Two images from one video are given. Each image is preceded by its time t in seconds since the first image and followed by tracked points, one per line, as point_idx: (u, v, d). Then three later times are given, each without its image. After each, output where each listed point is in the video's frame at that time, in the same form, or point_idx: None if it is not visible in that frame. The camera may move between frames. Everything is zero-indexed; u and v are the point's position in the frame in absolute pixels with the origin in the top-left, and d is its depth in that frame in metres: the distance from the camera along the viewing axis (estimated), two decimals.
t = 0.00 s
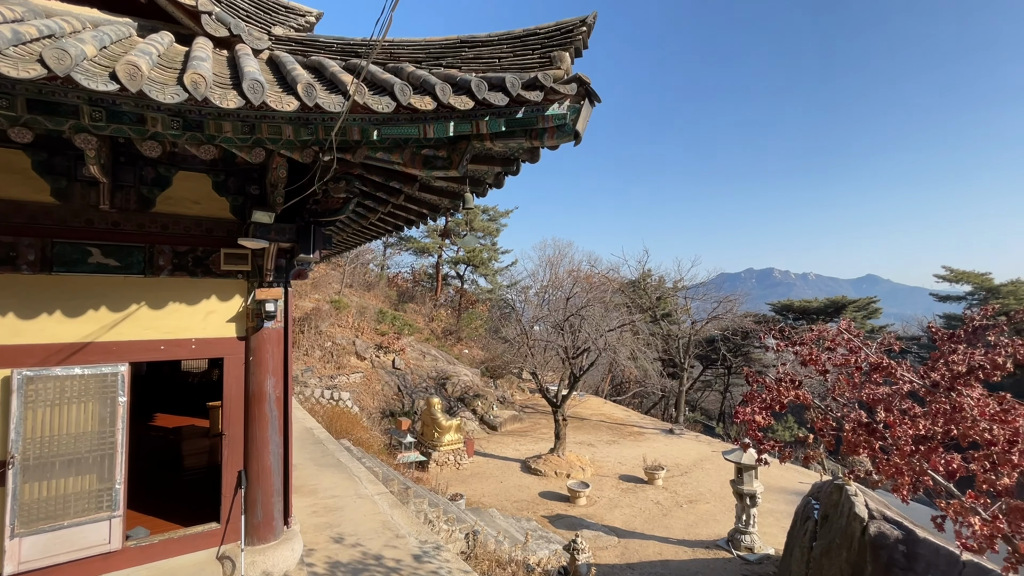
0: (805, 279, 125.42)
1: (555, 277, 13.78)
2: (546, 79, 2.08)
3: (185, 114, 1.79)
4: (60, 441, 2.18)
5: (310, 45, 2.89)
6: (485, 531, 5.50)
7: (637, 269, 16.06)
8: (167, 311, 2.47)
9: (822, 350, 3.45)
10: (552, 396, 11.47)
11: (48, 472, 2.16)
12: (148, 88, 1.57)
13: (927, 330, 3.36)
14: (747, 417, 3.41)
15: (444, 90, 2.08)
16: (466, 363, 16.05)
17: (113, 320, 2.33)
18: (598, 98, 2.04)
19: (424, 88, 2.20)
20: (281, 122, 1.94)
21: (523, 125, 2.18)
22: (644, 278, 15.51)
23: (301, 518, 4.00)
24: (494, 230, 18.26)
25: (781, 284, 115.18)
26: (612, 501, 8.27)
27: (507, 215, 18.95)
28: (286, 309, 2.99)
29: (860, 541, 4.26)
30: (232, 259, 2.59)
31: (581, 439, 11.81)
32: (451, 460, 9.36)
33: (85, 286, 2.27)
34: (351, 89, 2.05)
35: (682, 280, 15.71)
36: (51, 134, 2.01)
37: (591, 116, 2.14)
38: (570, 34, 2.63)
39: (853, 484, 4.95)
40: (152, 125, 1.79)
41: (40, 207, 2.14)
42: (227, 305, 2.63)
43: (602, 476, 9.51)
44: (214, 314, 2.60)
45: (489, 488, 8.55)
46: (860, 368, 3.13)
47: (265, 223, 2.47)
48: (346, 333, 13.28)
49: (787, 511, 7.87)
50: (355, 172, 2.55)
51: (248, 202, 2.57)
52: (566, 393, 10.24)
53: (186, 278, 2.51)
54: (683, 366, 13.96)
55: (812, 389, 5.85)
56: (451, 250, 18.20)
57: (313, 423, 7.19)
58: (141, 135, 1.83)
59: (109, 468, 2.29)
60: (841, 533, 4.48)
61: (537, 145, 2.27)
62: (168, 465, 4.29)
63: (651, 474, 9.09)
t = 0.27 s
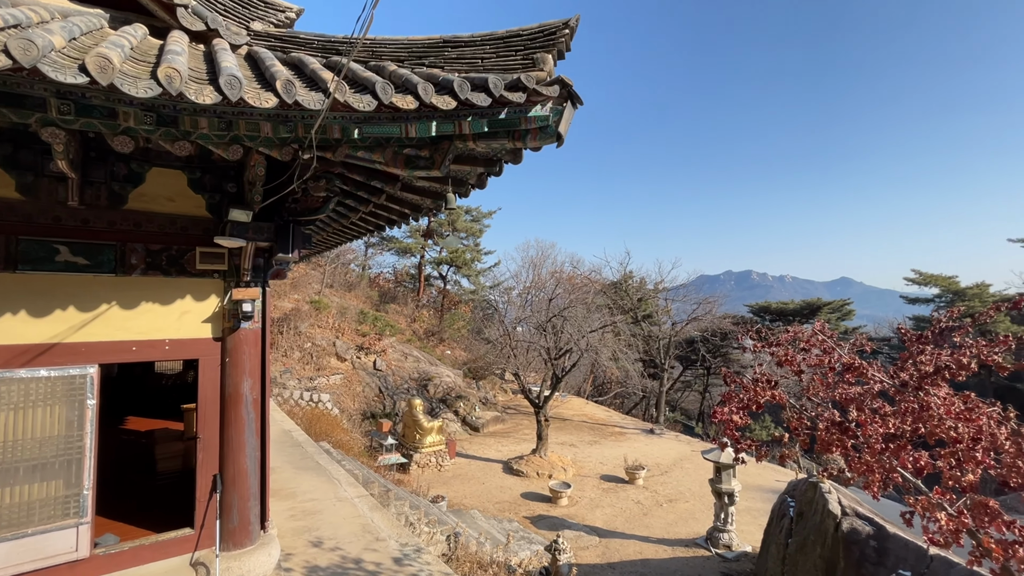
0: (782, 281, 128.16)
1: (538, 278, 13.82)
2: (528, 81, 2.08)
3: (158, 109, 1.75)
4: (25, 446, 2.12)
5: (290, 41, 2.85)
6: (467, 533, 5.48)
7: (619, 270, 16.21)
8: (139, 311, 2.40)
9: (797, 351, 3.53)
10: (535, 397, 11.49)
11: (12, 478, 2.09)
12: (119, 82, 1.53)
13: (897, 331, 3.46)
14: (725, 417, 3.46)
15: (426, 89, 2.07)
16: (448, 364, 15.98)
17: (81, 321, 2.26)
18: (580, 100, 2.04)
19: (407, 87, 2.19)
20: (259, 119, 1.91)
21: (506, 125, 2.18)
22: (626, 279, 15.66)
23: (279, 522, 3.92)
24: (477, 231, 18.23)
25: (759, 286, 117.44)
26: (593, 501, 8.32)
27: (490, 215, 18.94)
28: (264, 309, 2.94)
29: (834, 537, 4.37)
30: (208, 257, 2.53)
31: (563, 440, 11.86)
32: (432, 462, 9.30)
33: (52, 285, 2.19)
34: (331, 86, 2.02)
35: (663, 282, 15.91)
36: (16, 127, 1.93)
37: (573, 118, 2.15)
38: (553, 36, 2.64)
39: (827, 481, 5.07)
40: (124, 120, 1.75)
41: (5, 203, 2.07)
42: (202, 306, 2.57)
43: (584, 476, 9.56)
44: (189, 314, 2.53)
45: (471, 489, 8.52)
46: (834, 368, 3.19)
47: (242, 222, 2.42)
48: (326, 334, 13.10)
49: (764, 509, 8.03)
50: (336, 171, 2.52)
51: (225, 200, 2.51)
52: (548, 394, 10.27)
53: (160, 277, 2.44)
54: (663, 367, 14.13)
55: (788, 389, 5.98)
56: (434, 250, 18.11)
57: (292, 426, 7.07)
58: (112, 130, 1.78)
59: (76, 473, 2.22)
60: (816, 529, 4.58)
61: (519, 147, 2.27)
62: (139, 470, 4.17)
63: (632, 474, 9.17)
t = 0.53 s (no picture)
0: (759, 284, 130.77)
1: (520, 279, 13.84)
2: (510, 82, 2.09)
3: (130, 104, 1.70)
4: None
5: (268, 37, 2.80)
6: (447, 535, 5.45)
7: (601, 272, 16.34)
8: (109, 311, 2.33)
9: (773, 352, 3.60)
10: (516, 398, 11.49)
11: None
12: (88, 75, 1.48)
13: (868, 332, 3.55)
14: (702, 417, 3.51)
15: (407, 89, 2.06)
16: (430, 366, 15.88)
17: (47, 321, 2.18)
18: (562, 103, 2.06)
19: (388, 86, 2.17)
20: (236, 116, 1.87)
21: (488, 127, 2.18)
22: (607, 281, 15.79)
23: (255, 527, 3.85)
24: (460, 231, 18.18)
25: (737, 288, 119.60)
26: (574, 502, 8.35)
27: (473, 216, 18.90)
28: (240, 309, 2.88)
29: (808, 534, 4.47)
30: (181, 256, 2.46)
31: (545, 441, 11.89)
32: (413, 464, 9.23)
33: (15, 284, 2.12)
34: (310, 84, 2.00)
35: (643, 283, 16.09)
36: None
37: (555, 120, 2.16)
38: (534, 38, 2.66)
39: (801, 479, 5.18)
40: (94, 113, 1.70)
41: None
42: (175, 306, 2.50)
43: (565, 477, 9.60)
44: (162, 314, 2.47)
45: (453, 491, 8.48)
46: (807, 369, 3.26)
47: (218, 220, 2.37)
48: (305, 335, 12.89)
49: (741, 507, 8.17)
50: (315, 169, 2.49)
51: (200, 198, 2.45)
52: (530, 395, 10.29)
53: (131, 276, 2.37)
54: (644, 367, 14.28)
55: (764, 389, 6.10)
56: (415, 251, 17.99)
57: (269, 428, 6.95)
58: (80, 124, 1.73)
59: (40, 479, 2.14)
60: (790, 526, 4.68)
61: (501, 148, 2.27)
62: (108, 475, 4.04)
63: (612, 473, 9.24)
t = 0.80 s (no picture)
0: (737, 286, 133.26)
1: (502, 280, 13.84)
2: (492, 83, 2.09)
3: (98, 97, 1.65)
4: None
5: (245, 32, 2.75)
6: (427, 538, 5.41)
7: (582, 273, 16.44)
8: (76, 311, 2.25)
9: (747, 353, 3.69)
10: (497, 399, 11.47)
11: None
12: (54, 67, 1.43)
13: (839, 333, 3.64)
14: (680, 417, 3.56)
15: (387, 87, 2.04)
16: (411, 367, 15.76)
17: (9, 322, 2.10)
18: (543, 105, 2.07)
19: (368, 85, 2.15)
20: (210, 111, 1.83)
21: (469, 127, 2.18)
22: (588, 282, 15.90)
23: (229, 532, 3.76)
24: (441, 232, 18.08)
25: (715, 290, 121.73)
26: (555, 502, 8.38)
27: (454, 216, 18.84)
28: (215, 309, 2.81)
29: (782, 531, 4.52)
30: (153, 255, 2.39)
31: (526, 441, 11.90)
32: (393, 466, 9.14)
33: None
34: (288, 80, 1.96)
35: (624, 285, 16.25)
36: None
37: (536, 122, 2.17)
38: (516, 39, 2.66)
39: (775, 478, 5.29)
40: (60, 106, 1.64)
41: None
42: (146, 306, 2.43)
43: (546, 477, 9.62)
44: (132, 314, 2.40)
45: (433, 493, 8.42)
46: (781, 369, 3.34)
47: (192, 218, 2.31)
48: (283, 336, 12.66)
49: (718, 505, 8.31)
50: (293, 167, 2.45)
51: (173, 194, 2.39)
52: (511, 396, 10.29)
53: (99, 275, 2.30)
54: (624, 368, 14.42)
55: (741, 389, 6.20)
56: (396, 251, 17.84)
57: (244, 431, 6.80)
58: (45, 117, 1.67)
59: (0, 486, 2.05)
60: (765, 523, 4.74)
61: (483, 149, 2.27)
62: (74, 481, 3.90)
63: (592, 474, 9.30)
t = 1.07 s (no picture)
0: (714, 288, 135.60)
1: (484, 281, 13.80)
2: (472, 83, 2.09)
3: (63, 89, 1.59)
4: None
5: (220, 26, 2.69)
6: (407, 540, 5.36)
7: (563, 274, 16.52)
8: (38, 311, 2.17)
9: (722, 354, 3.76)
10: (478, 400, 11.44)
11: None
12: (15, 57, 1.38)
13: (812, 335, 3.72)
14: (657, 417, 3.60)
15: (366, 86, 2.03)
16: (391, 368, 15.61)
17: None
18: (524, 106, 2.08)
19: (347, 82, 2.12)
20: (183, 106, 1.78)
21: (450, 127, 2.17)
22: (569, 283, 15.99)
23: (201, 538, 3.66)
24: (422, 232, 17.97)
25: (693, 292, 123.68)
26: (535, 503, 8.40)
27: (436, 217, 18.74)
28: (187, 309, 2.74)
29: (756, 528, 4.65)
30: (121, 253, 2.32)
31: (507, 442, 11.90)
32: (372, 469, 9.03)
33: None
34: (264, 76, 1.92)
35: (604, 286, 16.38)
36: None
37: (517, 123, 2.17)
38: (498, 41, 2.67)
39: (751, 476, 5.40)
40: (22, 98, 1.58)
41: None
42: (114, 305, 2.35)
43: (526, 478, 9.64)
44: (99, 314, 2.32)
45: (413, 495, 8.35)
46: (756, 370, 3.40)
47: (163, 215, 2.25)
48: (259, 337, 12.40)
49: (696, 504, 8.44)
50: (269, 165, 2.40)
51: (143, 191, 2.32)
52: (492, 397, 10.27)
53: (64, 274, 2.22)
54: (604, 369, 14.53)
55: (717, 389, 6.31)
56: (376, 251, 17.65)
57: (218, 434, 6.64)
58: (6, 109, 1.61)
59: None
60: (741, 521, 4.85)
61: (463, 149, 2.27)
62: (37, 487, 3.75)
63: (573, 474, 9.35)
